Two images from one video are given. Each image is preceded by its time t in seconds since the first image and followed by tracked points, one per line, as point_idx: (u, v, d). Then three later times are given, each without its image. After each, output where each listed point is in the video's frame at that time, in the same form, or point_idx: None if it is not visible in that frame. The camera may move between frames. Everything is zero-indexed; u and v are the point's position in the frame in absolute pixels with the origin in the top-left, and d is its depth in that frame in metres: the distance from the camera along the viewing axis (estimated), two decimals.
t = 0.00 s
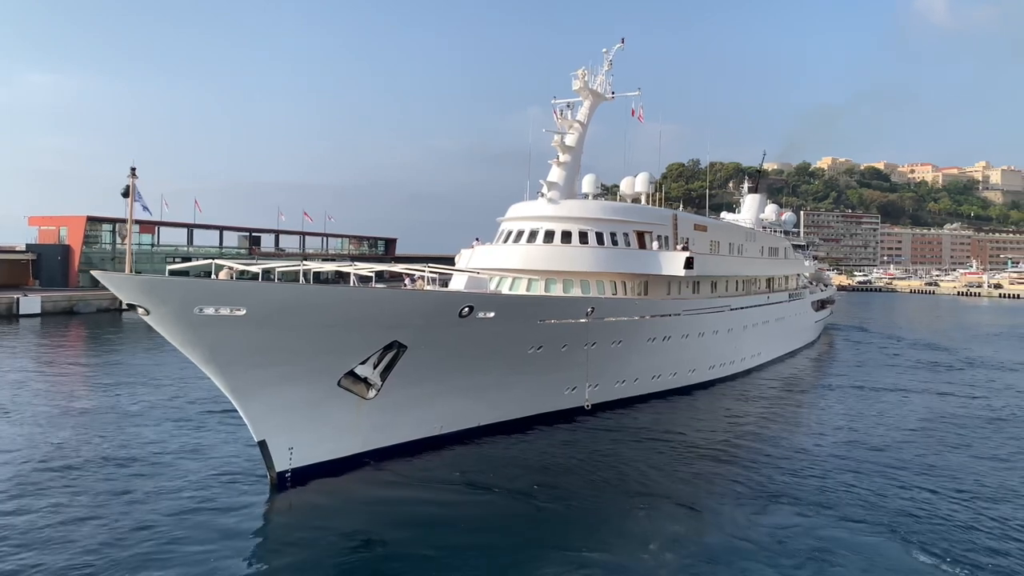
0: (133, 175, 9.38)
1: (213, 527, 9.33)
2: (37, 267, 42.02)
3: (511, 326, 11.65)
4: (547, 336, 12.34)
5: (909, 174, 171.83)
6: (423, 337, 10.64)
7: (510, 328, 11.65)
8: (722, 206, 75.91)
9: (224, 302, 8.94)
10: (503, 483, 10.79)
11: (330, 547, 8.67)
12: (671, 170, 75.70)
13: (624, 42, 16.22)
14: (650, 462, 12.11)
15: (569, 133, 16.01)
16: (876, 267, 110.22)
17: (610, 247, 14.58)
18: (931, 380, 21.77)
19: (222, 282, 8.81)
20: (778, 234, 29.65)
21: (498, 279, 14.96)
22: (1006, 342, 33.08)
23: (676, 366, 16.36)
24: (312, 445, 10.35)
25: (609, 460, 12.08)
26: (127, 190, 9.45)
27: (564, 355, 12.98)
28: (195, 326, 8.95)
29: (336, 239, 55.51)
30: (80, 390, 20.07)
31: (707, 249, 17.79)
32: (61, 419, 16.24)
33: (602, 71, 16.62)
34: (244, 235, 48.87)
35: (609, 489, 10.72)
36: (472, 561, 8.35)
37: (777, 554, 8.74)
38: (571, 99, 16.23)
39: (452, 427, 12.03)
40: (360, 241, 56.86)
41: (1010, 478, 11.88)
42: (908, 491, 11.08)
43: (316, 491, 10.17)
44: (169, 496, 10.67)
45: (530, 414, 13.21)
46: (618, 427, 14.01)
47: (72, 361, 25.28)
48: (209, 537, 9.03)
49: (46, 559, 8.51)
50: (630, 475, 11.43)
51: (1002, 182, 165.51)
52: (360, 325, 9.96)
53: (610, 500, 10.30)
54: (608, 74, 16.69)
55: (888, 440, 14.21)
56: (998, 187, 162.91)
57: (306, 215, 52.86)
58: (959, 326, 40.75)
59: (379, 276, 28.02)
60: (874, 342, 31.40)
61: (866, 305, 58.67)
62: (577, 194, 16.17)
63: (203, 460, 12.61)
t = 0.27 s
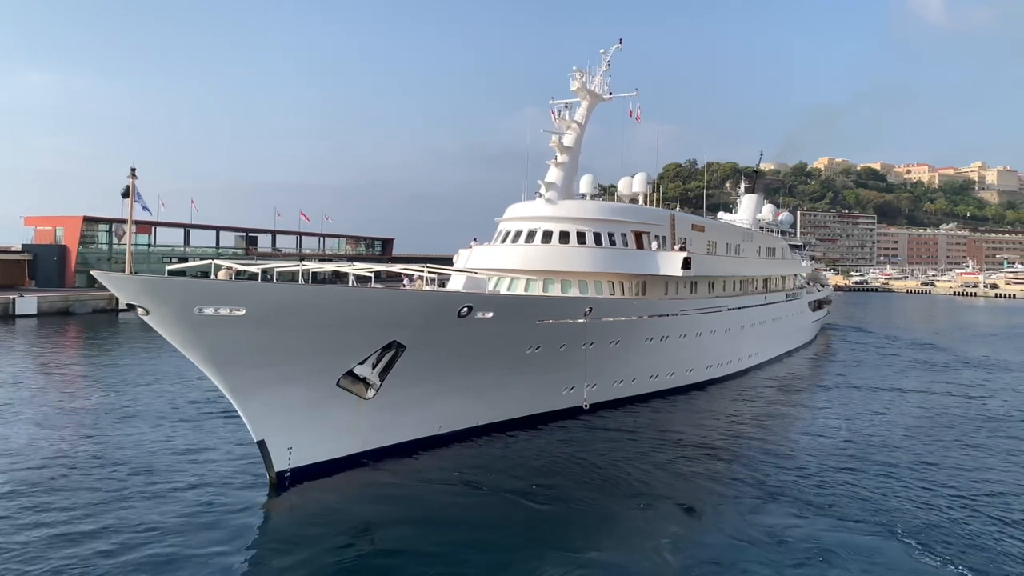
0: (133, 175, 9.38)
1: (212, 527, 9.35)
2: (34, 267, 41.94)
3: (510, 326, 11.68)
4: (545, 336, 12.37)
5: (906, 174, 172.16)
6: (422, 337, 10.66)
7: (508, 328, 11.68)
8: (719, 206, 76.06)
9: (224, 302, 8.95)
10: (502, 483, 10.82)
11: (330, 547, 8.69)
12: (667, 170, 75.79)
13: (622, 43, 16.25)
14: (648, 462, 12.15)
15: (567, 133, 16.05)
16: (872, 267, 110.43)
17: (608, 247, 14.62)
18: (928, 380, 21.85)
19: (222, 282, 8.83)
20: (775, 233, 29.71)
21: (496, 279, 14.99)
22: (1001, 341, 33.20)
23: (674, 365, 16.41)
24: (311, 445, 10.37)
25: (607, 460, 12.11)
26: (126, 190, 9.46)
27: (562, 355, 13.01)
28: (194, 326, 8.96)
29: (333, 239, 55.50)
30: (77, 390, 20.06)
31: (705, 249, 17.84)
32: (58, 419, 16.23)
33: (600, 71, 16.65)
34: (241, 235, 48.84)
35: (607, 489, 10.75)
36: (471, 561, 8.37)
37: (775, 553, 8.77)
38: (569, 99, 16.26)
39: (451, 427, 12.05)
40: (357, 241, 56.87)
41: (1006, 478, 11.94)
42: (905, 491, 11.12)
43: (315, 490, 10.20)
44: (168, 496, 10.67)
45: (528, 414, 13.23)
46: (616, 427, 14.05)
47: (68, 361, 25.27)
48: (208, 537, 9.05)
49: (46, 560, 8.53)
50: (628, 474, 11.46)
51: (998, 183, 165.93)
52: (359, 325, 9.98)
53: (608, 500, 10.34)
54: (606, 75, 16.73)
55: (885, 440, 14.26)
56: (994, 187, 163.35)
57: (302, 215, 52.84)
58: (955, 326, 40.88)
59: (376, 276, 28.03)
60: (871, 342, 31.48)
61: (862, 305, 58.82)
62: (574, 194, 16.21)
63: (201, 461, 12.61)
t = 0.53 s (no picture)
0: (132, 175, 9.39)
1: (211, 526, 9.38)
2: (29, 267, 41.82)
3: (508, 325, 11.71)
4: (543, 335, 12.40)
5: (902, 174, 172.49)
6: (420, 336, 10.68)
7: (506, 327, 11.71)
8: (716, 206, 76.16)
9: (222, 302, 8.97)
10: (500, 482, 10.86)
11: (329, 546, 8.72)
12: (664, 170, 75.87)
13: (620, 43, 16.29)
14: (645, 460, 12.19)
15: (565, 133, 16.08)
16: (869, 266, 110.63)
17: (605, 246, 14.66)
18: (924, 379, 21.92)
19: (221, 282, 8.84)
20: (771, 233, 29.77)
21: (494, 279, 15.02)
22: (996, 341, 33.32)
23: (671, 365, 16.45)
24: (310, 444, 10.39)
25: (605, 459, 12.15)
26: (125, 190, 9.47)
27: (560, 354, 13.05)
28: (193, 326, 8.99)
29: (330, 239, 55.47)
30: (74, 390, 20.05)
31: (702, 249, 17.89)
32: (55, 419, 16.22)
33: (597, 71, 16.69)
34: (237, 235, 48.80)
35: (605, 488, 10.79)
36: (472, 560, 8.40)
37: (773, 551, 8.82)
38: (566, 100, 16.31)
39: (448, 426, 12.08)
40: (354, 241, 56.85)
41: (1003, 476, 12.00)
42: (902, 489, 11.18)
43: (314, 489, 10.23)
44: (167, 496, 10.69)
45: (526, 413, 13.27)
46: (614, 426, 14.10)
47: (65, 361, 25.25)
48: (207, 536, 9.07)
49: (45, 559, 8.55)
50: (626, 473, 11.50)
51: (994, 182, 166.33)
52: (357, 324, 10.00)
53: (606, 498, 10.37)
54: (604, 75, 16.76)
55: (881, 439, 14.32)
56: (990, 187, 163.76)
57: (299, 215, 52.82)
58: (950, 325, 40.99)
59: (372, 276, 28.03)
60: (867, 341, 31.56)
61: (858, 305, 58.86)
62: (572, 194, 16.25)
63: (198, 461, 12.62)
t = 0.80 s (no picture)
0: (132, 175, 9.41)
1: (210, 525, 9.41)
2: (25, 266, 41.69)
3: (506, 324, 11.75)
4: (541, 334, 12.45)
5: (897, 173, 172.86)
6: (418, 335, 10.72)
7: (504, 326, 11.75)
8: (712, 205, 76.21)
9: (222, 301, 9.00)
10: (499, 480, 10.91)
11: (328, 544, 8.75)
12: (660, 169, 75.96)
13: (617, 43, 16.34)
14: (643, 459, 12.25)
15: (562, 132, 16.12)
16: (864, 265, 110.86)
17: (602, 246, 14.71)
18: (919, 377, 22.01)
19: (221, 281, 8.87)
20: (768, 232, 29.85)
21: (491, 278, 15.06)
22: (991, 340, 33.42)
23: (668, 363, 16.51)
24: (309, 443, 10.43)
25: (603, 457, 12.19)
26: (124, 189, 9.49)
27: (557, 353, 13.10)
28: (193, 325, 9.02)
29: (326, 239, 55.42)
30: (70, 390, 20.03)
31: (698, 248, 17.94)
32: (52, 419, 16.21)
33: (595, 71, 16.73)
34: (234, 234, 48.75)
35: (603, 486, 10.84)
36: (471, 558, 8.44)
37: (770, 549, 8.88)
38: (564, 99, 16.35)
39: (446, 424, 12.12)
40: (350, 241, 56.83)
41: (998, 474, 12.07)
42: (898, 487, 11.25)
43: (313, 488, 10.26)
44: (165, 495, 10.71)
45: (523, 411, 13.32)
46: (611, 425, 14.15)
47: (61, 361, 25.21)
48: (207, 535, 9.10)
49: (45, 558, 8.57)
50: (623, 471, 11.56)
51: (989, 181, 166.77)
52: (356, 323, 10.03)
53: (604, 496, 10.43)
54: (601, 74, 16.80)
55: (877, 437, 14.40)
56: (985, 186, 164.12)
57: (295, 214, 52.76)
58: (945, 324, 41.10)
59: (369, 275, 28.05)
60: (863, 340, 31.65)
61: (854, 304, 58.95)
62: (569, 193, 16.29)
63: (196, 460, 12.64)
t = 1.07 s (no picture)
0: (131, 175, 9.41)
1: (209, 525, 9.43)
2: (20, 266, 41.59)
3: (503, 324, 11.77)
4: (538, 334, 12.48)
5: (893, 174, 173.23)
6: (416, 335, 10.73)
7: (501, 326, 11.77)
8: (708, 205, 76.33)
9: (220, 301, 9.01)
10: (497, 480, 10.93)
11: (327, 543, 8.78)
12: (657, 170, 76.07)
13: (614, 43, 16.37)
14: (639, 459, 12.29)
15: (559, 133, 16.16)
16: (860, 266, 111.10)
17: (599, 246, 14.74)
18: (914, 377, 22.10)
19: (220, 281, 8.89)
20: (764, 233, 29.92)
21: (489, 278, 15.09)
22: (986, 340, 33.56)
23: (665, 363, 16.56)
24: (307, 443, 10.44)
25: (600, 457, 12.23)
26: (123, 189, 9.49)
27: (555, 353, 13.13)
28: (192, 325, 9.03)
29: (323, 239, 55.42)
30: (66, 390, 20.00)
31: (695, 249, 17.99)
32: (48, 419, 16.20)
33: (592, 71, 16.77)
34: (229, 234, 48.73)
35: (600, 486, 10.88)
36: (470, 558, 8.47)
37: (766, 548, 8.93)
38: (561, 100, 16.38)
39: (444, 424, 12.15)
40: (346, 241, 56.88)
41: (994, 474, 12.14)
42: (894, 487, 11.31)
43: (312, 488, 10.28)
44: (164, 495, 10.72)
45: (521, 411, 13.35)
46: (608, 425, 14.18)
47: (57, 361, 25.16)
48: (205, 535, 9.11)
49: (44, 558, 8.57)
50: (620, 471, 11.60)
51: (984, 182, 167.25)
52: (354, 323, 10.05)
53: (601, 496, 10.46)
54: (598, 75, 16.84)
55: (873, 437, 14.47)
56: (980, 187, 164.64)
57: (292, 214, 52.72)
58: (941, 325, 41.21)
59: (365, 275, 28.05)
60: (859, 340, 31.75)
61: (850, 304, 59.15)
62: (566, 193, 16.33)
63: (194, 460, 12.65)
